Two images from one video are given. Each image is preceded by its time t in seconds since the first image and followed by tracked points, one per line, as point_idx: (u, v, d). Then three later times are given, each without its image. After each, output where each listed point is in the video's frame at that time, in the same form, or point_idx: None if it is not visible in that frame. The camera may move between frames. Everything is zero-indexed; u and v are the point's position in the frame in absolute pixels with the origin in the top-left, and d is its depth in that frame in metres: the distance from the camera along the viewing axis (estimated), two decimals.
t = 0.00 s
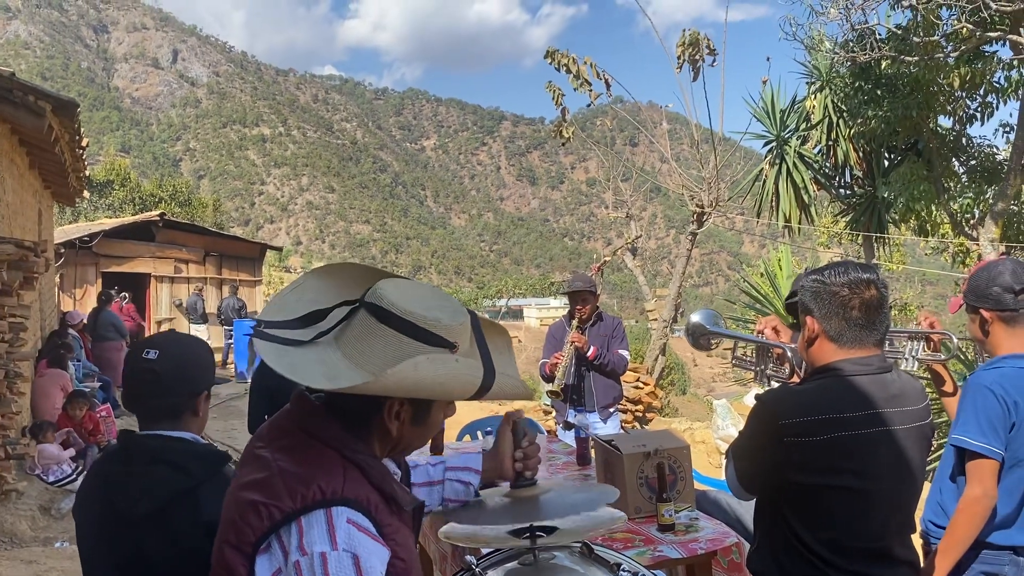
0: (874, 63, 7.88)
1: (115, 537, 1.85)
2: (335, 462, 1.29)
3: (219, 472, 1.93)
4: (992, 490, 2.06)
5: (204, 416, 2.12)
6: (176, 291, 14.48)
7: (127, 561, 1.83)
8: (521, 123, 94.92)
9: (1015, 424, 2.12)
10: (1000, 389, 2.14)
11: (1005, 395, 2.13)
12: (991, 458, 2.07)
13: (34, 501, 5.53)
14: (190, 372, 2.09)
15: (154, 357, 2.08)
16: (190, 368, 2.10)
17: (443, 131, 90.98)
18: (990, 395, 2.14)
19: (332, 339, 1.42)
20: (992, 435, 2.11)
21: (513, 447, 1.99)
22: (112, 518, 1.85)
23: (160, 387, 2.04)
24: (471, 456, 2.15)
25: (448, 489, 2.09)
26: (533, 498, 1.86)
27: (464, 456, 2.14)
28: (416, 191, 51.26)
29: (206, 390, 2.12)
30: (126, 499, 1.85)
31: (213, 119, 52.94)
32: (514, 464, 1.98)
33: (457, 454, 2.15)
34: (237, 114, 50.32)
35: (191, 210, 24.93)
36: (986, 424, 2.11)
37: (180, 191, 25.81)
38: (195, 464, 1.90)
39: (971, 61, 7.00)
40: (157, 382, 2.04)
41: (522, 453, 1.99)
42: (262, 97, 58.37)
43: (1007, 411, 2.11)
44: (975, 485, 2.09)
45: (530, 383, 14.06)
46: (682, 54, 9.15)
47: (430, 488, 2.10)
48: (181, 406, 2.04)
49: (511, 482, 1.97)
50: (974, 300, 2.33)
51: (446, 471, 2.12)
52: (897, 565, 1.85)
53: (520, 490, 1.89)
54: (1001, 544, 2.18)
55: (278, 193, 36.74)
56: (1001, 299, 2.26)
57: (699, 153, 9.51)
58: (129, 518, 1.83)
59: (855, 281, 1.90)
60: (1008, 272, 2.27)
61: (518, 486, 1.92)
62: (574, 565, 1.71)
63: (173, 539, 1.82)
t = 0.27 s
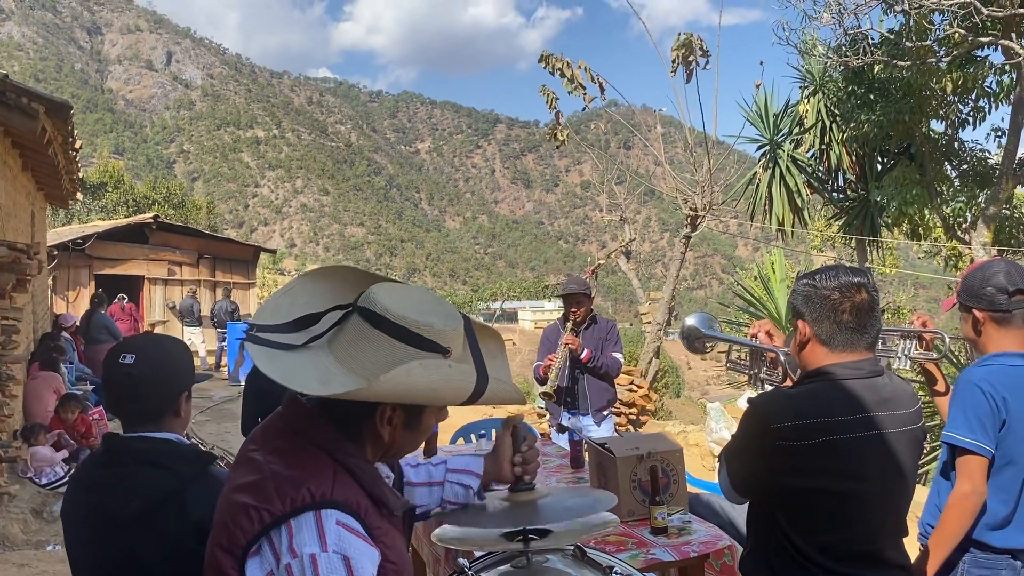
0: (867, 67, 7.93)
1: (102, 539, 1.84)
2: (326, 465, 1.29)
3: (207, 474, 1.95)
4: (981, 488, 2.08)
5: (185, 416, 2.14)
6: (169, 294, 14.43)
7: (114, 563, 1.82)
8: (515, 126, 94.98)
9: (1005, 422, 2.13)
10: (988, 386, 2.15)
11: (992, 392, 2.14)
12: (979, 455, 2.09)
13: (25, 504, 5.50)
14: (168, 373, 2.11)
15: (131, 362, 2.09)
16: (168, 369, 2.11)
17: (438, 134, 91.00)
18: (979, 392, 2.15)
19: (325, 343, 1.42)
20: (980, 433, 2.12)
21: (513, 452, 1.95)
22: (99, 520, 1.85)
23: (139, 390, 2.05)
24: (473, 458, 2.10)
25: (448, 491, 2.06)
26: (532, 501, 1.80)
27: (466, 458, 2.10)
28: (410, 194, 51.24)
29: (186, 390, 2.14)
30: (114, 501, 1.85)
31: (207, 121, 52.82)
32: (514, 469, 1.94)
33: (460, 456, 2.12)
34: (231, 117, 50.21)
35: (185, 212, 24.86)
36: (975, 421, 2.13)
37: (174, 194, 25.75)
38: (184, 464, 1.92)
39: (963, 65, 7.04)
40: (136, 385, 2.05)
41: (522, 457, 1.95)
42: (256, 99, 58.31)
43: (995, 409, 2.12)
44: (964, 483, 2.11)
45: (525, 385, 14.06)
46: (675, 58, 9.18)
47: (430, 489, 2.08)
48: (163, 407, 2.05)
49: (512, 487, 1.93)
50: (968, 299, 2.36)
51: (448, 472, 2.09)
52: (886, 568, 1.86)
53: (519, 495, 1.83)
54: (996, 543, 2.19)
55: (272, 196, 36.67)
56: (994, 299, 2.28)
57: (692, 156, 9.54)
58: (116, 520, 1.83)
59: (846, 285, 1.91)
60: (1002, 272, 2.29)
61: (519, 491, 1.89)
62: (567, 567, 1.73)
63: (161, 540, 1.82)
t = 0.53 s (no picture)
0: (859, 70, 7.96)
1: (90, 538, 1.83)
2: (323, 468, 1.29)
3: (195, 472, 1.94)
4: (978, 488, 2.09)
5: (173, 418, 2.12)
6: (162, 295, 14.38)
7: (103, 563, 1.81)
8: (509, 127, 95.05)
9: (1002, 422, 2.14)
10: (985, 386, 2.16)
11: (988, 392, 2.15)
12: (976, 456, 2.10)
13: (16, 507, 5.46)
14: (153, 375, 2.11)
15: (115, 367, 2.09)
16: (152, 373, 2.11)
17: (432, 135, 90.97)
18: (974, 392, 2.16)
19: (325, 345, 1.39)
20: (977, 434, 2.13)
21: (498, 447, 1.98)
22: (88, 520, 1.84)
23: (124, 393, 2.04)
24: (456, 458, 2.13)
25: (434, 492, 2.09)
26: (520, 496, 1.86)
27: (449, 458, 2.13)
28: (404, 195, 51.20)
29: (173, 392, 2.12)
30: (102, 500, 1.84)
31: (201, 122, 52.66)
32: (500, 464, 1.96)
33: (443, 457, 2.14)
34: (224, 118, 50.06)
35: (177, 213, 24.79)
36: (970, 421, 2.14)
37: (166, 194, 25.63)
38: (171, 463, 1.91)
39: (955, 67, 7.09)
40: (120, 390, 2.04)
41: (507, 452, 1.97)
42: (250, 100, 58.24)
43: (991, 409, 2.13)
44: (961, 484, 2.12)
45: (518, 387, 14.05)
46: (669, 59, 9.19)
47: (416, 492, 2.10)
48: (149, 409, 2.04)
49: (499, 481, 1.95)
50: (955, 302, 2.36)
51: (432, 475, 2.11)
52: (880, 569, 1.86)
53: (507, 489, 1.89)
54: (995, 545, 2.19)
55: (265, 197, 36.57)
56: (982, 302, 2.29)
57: (686, 158, 9.56)
58: (104, 519, 1.82)
59: (846, 288, 1.90)
60: (989, 276, 2.29)
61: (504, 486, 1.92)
62: (559, 569, 1.72)
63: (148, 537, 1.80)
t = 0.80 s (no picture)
0: (849, 70, 8.01)
1: (74, 533, 1.82)
2: (313, 465, 1.28)
3: (182, 467, 1.94)
4: (966, 473, 2.10)
5: (157, 416, 2.12)
6: (152, 295, 14.30)
7: (89, 558, 1.81)
8: (501, 126, 95.07)
9: (983, 407, 2.16)
10: (966, 371, 2.18)
11: (970, 378, 2.17)
12: (961, 440, 2.11)
13: (4, 508, 5.42)
14: (134, 374, 2.10)
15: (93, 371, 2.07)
16: (136, 372, 2.10)
17: (423, 135, 90.82)
18: (957, 377, 2.18)
19: (317, 343, 1.37)
20: (961, 418, 2.15)
21: (484, 443, 1.96)
22: (71, 514, 1.83)
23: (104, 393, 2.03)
24: (440, 452, 2.14)
25: (421, 488, 2.09)
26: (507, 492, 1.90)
27: (432, 453, 2.14)
28: (395, 194, 51.09)
29: (155, 392, 2.11)
30: (86, 495, 1.83)
31: (191, 121, 52.38)
32: (487, 459, 1.97)
33: (428, 452, 2.15)
34: (214, 117, 49.82)
35: (167, 213, 24.64)
36: (955, 406, 2.15)
37: (156, 194, 25.51)
38: (158, 458, 1.91)
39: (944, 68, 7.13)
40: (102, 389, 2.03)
41: (493, 448, 1.96)
42: (240, 100, 58.00)
43: (975, 393, 2.15)
44: (949, 470, 2.13)
45: (510, 386, 14.05)
46: (659, 59, 9.21)
47: (403, 489, 2.09)
48: (133, 408, 2.03)
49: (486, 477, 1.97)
50: (953, 297, 2.37)
51: (417, 471, 2.12)
52: (869, 564, 1.88)
53: (494, 486, 1.92)
54: (986, 533, 2.20)
55: (256, 196, 36.43)
56: (977, 301, 2.30)
57: (677, 157, 9.59)
58: (88, 513, 1.82)
59: (836, 288, 1.91)
60: (987, 276, 2.28)
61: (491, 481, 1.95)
62: (548, 566, 1.71)
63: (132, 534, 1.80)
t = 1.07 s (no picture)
0: (839, 67, 8.05)
1: (66, 528, 1.83)
2: (302, 454, 1.28)
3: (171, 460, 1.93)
4: (954, 473, 2.13)
5: (146, 410, 2.10)
6: (142, 292, 14.23)
7: (81, 551, 1.81)
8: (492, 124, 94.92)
9: (977, 408, 2.18)
10: (961, 373, 2.20)
11: (965, 379, 2.18)
12: (953, 441, 2.13)
13: None
14: (123, 367, 2.10)
15: (84, 360, 2.08)
16: (125, 367, 2.09)
17: (414, 132, 90.62)
18: (952, 379, 2.19)
19: (306, 334, 1.38)
20: (954, 420, 2.17)
21: (476, 420, 2.08)
22: (62, 510, 1.84)
23: (91, 387, 2.02)
24: (435, 429, 2.16)
25: (414, 464, 2.10)
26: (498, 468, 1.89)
27: (427, 430, 2.16)
28: (386, 191, 50.96)
29: (144, 384, 2.11)
30: (75, 489, 1.83)
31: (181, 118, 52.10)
32: (478, 436, 2.07)
33: (422, 429, 2.16)
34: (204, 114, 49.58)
35: (157, 210, 24.51)
36: (948, 408, 2.17)
37: (146, 191, 25.40)
38: (146, 450, 1.90)
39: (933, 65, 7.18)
40: (90, 383, 2.02)
41: (485, 425, 2.08)
42: (231, 96, 57.73)
43: (969, 395, 2.17)
44: (938, 469, 2.15)
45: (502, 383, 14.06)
46: (651, 56, 9.23)
47: (395, 464, 2.11)
48: (120, 401, 2.01)
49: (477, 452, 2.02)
50: (938, 293, 2.39)
51: (411, 447, 2.13)
52: (857, 553, 1.90)
53: (485, 460, 1.92)
54: (969, 530, 2.24)
55: (247, 194, 36.27)
56: (963, 295, 2.32)
57: (668, 154, 9.62)
58: (78, 507, 1.81)
59: (818, 277, 1.94)
60: (971, 270, 2.31)
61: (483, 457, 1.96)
62: (537, 557, 1.73)
63: (122, 528, 1.79)
